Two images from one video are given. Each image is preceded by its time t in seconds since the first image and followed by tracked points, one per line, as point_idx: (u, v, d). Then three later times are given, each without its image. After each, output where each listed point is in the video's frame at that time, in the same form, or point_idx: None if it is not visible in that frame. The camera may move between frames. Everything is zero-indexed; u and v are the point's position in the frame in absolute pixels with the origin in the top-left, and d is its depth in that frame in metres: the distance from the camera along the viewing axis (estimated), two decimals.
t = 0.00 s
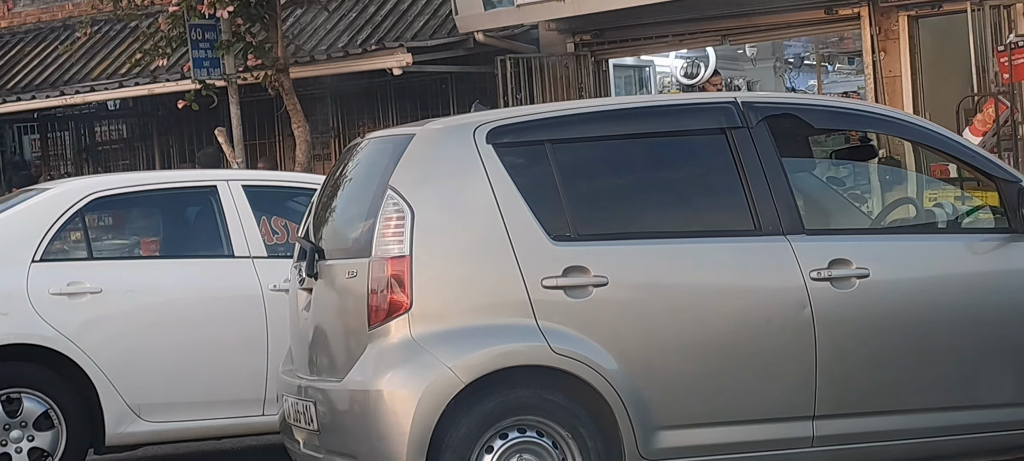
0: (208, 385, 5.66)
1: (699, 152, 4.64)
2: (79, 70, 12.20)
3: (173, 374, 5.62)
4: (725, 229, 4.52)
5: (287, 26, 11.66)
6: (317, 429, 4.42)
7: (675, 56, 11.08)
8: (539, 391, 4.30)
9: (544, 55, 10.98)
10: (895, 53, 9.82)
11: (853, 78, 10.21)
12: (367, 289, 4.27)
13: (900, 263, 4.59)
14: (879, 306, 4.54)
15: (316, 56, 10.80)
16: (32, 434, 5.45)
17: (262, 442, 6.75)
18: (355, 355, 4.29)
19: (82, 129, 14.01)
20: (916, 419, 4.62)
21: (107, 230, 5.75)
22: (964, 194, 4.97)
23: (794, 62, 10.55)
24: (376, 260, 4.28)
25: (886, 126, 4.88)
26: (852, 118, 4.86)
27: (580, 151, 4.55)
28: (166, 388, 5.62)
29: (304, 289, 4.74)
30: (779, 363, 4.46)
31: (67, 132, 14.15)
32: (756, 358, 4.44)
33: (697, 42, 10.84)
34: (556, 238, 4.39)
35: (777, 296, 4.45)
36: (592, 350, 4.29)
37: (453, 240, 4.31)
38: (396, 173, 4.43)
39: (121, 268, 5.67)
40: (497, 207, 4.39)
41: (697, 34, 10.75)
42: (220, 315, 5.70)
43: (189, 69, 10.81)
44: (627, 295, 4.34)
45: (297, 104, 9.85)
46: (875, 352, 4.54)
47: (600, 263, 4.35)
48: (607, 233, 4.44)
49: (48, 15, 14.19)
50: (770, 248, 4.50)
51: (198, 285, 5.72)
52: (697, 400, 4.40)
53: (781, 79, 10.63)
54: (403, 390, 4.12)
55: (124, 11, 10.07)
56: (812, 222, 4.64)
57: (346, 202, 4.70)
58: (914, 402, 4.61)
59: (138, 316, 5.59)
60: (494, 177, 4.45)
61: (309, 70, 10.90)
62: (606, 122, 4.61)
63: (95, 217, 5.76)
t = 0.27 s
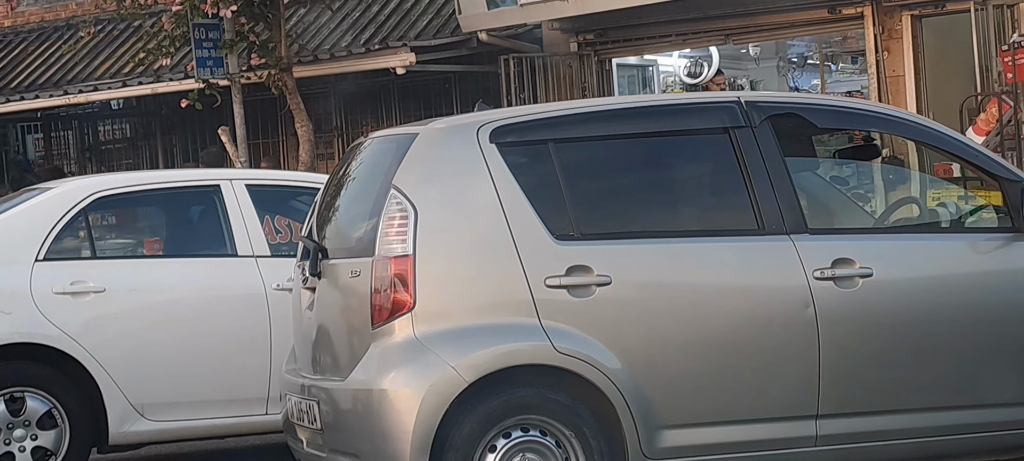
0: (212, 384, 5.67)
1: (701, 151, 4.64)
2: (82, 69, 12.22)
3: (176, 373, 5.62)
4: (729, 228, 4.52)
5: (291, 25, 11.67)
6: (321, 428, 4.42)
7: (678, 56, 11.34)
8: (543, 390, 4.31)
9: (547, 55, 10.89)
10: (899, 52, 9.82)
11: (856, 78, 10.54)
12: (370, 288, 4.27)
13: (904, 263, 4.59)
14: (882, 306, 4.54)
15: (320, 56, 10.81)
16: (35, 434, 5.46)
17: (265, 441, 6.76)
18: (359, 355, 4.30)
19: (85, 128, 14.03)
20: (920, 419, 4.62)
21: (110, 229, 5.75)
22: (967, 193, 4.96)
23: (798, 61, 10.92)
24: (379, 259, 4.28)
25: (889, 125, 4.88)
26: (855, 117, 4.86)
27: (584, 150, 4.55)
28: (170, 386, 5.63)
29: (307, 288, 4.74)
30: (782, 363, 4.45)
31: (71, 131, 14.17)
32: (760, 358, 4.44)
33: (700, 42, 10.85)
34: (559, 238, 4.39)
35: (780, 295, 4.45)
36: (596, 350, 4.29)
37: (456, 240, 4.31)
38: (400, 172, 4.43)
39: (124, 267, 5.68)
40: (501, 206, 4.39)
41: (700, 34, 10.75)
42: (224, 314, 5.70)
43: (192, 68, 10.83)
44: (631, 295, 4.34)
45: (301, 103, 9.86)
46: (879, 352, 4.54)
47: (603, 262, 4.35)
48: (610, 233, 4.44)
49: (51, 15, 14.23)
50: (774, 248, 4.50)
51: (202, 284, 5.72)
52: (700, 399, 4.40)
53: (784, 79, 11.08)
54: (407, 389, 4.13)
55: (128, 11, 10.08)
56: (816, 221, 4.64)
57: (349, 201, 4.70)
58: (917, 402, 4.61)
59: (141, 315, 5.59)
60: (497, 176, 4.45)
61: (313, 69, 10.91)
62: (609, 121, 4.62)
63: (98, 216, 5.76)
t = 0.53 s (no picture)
0: (214, 384, 5.67)
1: (704, 151, 4.64)
2: (85, 68, 12.23)
3: (179, 372, 5.63)
4: (731, 228, 4.52)
5: (293, 25, 11.67)
6: (323, 427, 4.43)
7: (680, 56, 11.22)
8: (545, 390, 4.31)
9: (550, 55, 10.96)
10: (901, 52, 9.83)
11: (859, 77, 10.32)
12: (373, 287, 4.27)
13: (907, 262, 4.59)
14: (885, 306, 4.54)
15: (323, 55, 10.80)
16: (38, 433, 5.47)
17: (268, 441, 6.76)
18: (361, 354, 4.30)
19: (88, 127, 14.04)
20: (923, 418, 4.62)
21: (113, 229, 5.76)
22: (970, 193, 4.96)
23: (801, 61, 10.77)
24: (381, 259, 4.28)
25: (892, 125, 4.87)
26: (858, 117, 4.86)
27: (587, 150, 4.56)
28: (173, 386, 5.63)
29: (310, 287, 4.75)
30: (784, 362, 4.46)
31: (73, 131, 14.18)
32: (762, 357, 4.44)
33: (703, 42, 10.85)
34: (562, 237, 4.39)
35: (782, 295, 4.45)
36: (598, 349, 4.30)
37: (459, 239, 4.31)
38: (402, 172, 4.43)
39: (127, 267, 5.68)
40: (503, 205, 4.40)
41: (703, 34, 10.75)
42: (226, 313, 5.71)
43: (195, 68, 10.82)
44: (633, 294, 4.34)
45: (304, 103, 9.86)
46: (881, 352, 4.54)
47: (606, 261, 4.35)
48: (612, 232, 4.44)
49: (54, 14, 14.27)
50: (776, 247, 4.50)
51: (205, 284, 5.73)
52: (703, 398, 4.41)
53: (787, 79, 10.86)
54: (409, 388, 4.13)
55: (131, 10, 10.08)
56: (818, 221, 4.64)
57: (352, 201, 4.70)
58: (920, 402, 4.61)
59: (144, 314, 5.60)
60: (500, 176, 4.45)
61: (315, 68, 10.90)
62: (611, 121, 4.62)
63: (101, 216, 5.77)
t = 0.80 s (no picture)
0: (216, 383, 5.67)
1: (706, 151, 4.64)
2: (87, 68, 12.24)
3: (182, 372, 5.63)
4: (733, 228, 4.52)
5: (296, 25, 11.67)
6: (325, 426, 4.43)
7: (682, 56, 11.19)
8: (547, 389, 4.31)
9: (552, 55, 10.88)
10: (903, 52, 9.84)
11: (862, 77, 10.28)
12: (375, 288, 4.27)
13: (909, 262, 4.59)
14: (887, 306, 4.54)
15: (325, 55, 10.80)
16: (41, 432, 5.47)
17: (270, 440, 6.76)
18: (363, 353, 4.30)
19: (90, 127, 14.05)
20: (925, 418, 4.62)
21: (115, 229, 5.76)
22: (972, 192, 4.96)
23: (803, 61, 10.64)
24: (384, 258, 4.29)
25: (894, 125, 4.87)
26: (860, 116, 4.85)
27: (590, 150, 4.56)
28: (176, 386, 5.63)
29: (312, 287, 4.75)
30: (786, 362, 4.45)
31: (75, 131, 14.20)
32: (764, 357, 4.44)
33: (705, 42, 10.85)
34: (564, 237, 4.39)
35: (784, 295, 4.45)
36: (600, 349, 4.30)
37: (461, 239, 4.31)
38: (405, 172, 4.43)
39: (130, 266, 5.69)
40: (505, 205, 4.40)
41: (705, 33, 10.75)
42: (228, 312, 5.71)
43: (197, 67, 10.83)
44: (635, 294, 4.34)
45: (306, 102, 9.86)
46: (883, 352, 4.54)
47: (608, 261, 4.35)
48: (614, 232, 4.44)
49: (56, 14, 14.29)
50: (778, 247, 4.50)
51: (207, 283, 5.73)
52: (706, 398, 4.41)
53: (789, 78, 10.72)
54: (412, 388, 4.13)
55: (133, 10, 10.09)
56: (821, 220, 4.64)
57: (354, 200, 4.71)
58: (921, 401, 4.61)
59: (146, 314, 5.60)
60: (502, 176, 4.45)
61: (318, 68, 10.91)
62: (613, 121, 4.62)
63: (103, 216, 5.77)
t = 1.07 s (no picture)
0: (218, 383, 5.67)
1: (707, 151, 4.64)
2: (89, 68, 12.25)
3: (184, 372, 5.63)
4: (735, 228, 4.52)
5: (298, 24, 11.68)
6: (328, 426, 4.43)
7: (684, 55, 11.17)
8: (548, 389, 4.31)
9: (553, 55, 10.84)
10: (905, 52, 9.84)
11: (864, 76, 10.22)
12: (377, 287, 4.28)
13: (911, 262, 4.59)
14: (889, 306, 4.54)
15: (327, 55, 10.81)
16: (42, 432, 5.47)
17: (273, 440, 6.77)
18: (365, 353, 4.30)
19: (92, 127, 14.06)
20: (927, 418, 4.62)
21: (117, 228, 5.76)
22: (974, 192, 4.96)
23: (805, 61, 10.58)
24: (386, 258, 4.29)
25: (896, 125, 4.87)
26: (862, 116, 4.85)
27: (591, 149, 4.56)
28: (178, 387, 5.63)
29: (314, 287, 4.75)
30: (788, 362, 4.45)
31: (77, 130, 14.20)
32: (766, 356, 4.44)
33: (708, 41, 10.85)
34: (566, 237, 4.39)
35: (786, 295, 4.45)
36: (602, 348, 4.30)
37: (462, 238, 4.31)
38: (407, 172, 4.44)
39: (131, 266, 5.69)
40: (507, 205, 4.40)
41: (707, 33, 10.74)
42: (230, 312, 5.71)
43: (199, 67, 10.83)
44: (636, 294, 4.34)
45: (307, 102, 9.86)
46: (885, 352, 4.54)
47: (609, 261, 4.35)
48: (616, 232, 4.44)
49: (58, 14, 14.30)
50: (780, 248, 4.50)
51: (208, 283, 5.73)
52: (708, 398, 4.40)
53: (791, 78, 10.67)
54: (414, 388, 4.13)
55: (135, 10, 10.09)
56: (822, 220, 4.64)
57: (356, 200, 4.71)
58: (923, 401, 4.60)
59: (147, 314, 5.60)
60: (504, 175, 4.45)
61: (320, 68, 10.92)
62: (615, 121, 4.62)
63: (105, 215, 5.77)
